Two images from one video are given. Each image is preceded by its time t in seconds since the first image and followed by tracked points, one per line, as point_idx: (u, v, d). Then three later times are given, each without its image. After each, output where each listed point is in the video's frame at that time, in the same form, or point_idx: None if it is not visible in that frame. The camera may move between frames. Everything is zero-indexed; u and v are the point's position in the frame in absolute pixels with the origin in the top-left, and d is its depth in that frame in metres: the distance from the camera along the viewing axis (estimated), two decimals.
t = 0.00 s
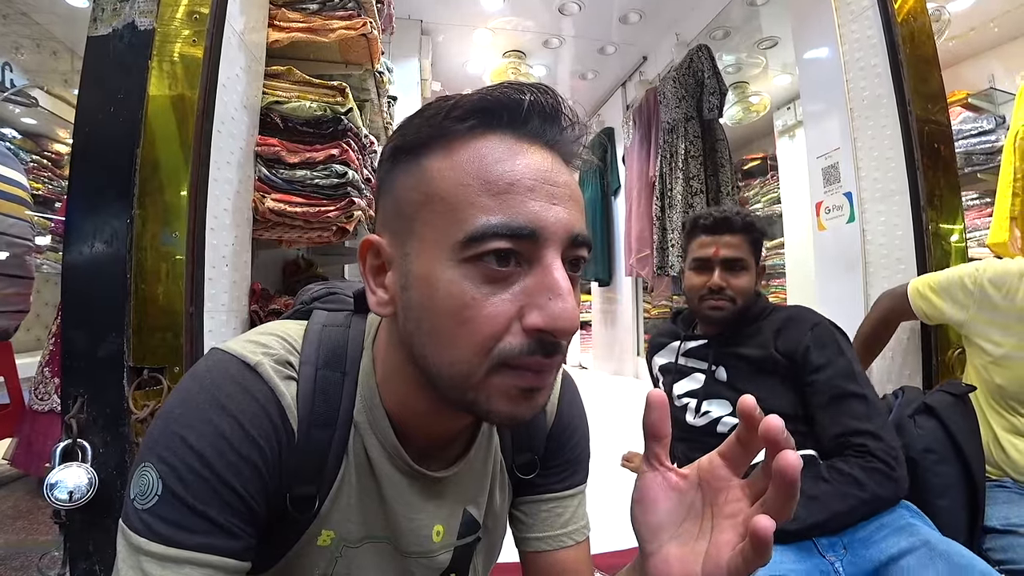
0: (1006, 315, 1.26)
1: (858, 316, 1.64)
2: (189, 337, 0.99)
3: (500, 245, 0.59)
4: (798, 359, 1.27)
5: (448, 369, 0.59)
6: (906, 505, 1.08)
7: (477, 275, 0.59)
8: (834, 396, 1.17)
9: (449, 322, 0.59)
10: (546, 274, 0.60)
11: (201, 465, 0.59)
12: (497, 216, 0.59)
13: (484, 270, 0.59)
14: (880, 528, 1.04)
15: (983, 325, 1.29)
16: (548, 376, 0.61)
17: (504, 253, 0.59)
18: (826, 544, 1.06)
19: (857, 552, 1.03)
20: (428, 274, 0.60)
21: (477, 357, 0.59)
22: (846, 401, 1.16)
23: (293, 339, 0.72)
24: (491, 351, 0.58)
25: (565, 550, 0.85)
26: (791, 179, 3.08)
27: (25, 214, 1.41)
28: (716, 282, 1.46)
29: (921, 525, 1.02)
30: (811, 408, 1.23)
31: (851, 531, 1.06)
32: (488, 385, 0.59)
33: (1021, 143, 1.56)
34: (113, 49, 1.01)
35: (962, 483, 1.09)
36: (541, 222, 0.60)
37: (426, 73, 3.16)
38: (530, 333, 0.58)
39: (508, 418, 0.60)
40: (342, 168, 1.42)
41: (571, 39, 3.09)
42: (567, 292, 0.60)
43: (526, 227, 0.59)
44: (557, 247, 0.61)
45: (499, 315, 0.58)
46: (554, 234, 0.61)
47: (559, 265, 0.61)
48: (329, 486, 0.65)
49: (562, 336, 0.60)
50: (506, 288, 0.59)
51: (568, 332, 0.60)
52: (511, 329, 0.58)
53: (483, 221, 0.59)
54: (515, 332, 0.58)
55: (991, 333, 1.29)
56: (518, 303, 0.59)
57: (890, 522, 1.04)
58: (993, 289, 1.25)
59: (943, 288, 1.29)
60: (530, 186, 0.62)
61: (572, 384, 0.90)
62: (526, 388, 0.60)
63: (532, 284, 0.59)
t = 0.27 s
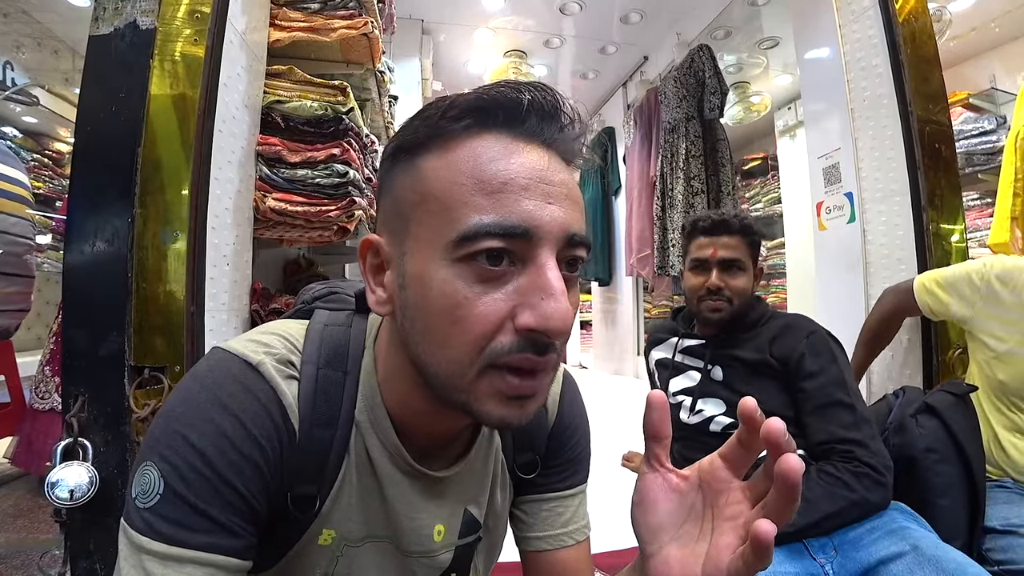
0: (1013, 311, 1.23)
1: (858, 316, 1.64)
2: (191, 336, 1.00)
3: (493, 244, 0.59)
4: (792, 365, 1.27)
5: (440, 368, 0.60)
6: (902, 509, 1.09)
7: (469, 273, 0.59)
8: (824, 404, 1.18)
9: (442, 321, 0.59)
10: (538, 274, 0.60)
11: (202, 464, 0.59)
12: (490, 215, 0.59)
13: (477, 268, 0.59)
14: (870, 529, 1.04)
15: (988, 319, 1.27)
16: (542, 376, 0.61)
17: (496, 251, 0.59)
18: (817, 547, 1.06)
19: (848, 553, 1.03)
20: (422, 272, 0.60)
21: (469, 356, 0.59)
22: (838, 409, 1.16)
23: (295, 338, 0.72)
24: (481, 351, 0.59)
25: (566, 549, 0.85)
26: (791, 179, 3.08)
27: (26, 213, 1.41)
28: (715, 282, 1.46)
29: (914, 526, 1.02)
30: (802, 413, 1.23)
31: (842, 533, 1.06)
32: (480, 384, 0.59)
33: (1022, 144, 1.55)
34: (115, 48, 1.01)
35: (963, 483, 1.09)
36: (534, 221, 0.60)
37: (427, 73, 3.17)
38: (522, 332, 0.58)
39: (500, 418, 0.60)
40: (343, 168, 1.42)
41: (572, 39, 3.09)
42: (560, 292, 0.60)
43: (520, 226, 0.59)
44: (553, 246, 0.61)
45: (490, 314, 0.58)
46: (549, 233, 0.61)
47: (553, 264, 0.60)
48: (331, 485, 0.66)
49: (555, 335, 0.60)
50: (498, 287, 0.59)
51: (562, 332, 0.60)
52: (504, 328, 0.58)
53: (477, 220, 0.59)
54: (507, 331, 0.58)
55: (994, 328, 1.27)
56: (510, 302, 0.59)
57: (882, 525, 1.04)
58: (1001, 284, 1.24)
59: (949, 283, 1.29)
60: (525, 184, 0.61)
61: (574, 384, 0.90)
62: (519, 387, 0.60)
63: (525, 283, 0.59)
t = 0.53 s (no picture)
0: None
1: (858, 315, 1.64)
2: (190, 335, 1.00)
3: (482, 241, 0.59)
4: (795, 366, 1.26)
5: (430, 366, 0.60)
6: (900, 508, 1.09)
7: (458, 271, 0.59)
8: (828, 409, 1.18)
9: (431, 320, 0.59)
10: (528, 272, 0.60)
11: (202, 463, 0.59)
12: (479, 212, 0.59)
13: (466, 267, 0.59)
14: (871, 529, 1.04)
15: (995, 307, 1.25)
16: (534, 375, 0.61)
17: (486, 249, 0.59)
18: (817, 547, 1.06)
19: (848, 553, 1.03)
20: (413, 270, 0.61)
21: (459, 355, 0.59)
22: (839, 410, 1.16)
23: (294, 337, 0.72)
24: (470, 349, 0.59)
25: (566, 549, 0.85)
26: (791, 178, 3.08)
27: (25, 212, 1.41)
28: (703, 279, 1.50)
29: (914, 526, 1.03)
30: (805, 415, 1.23)
31: (841, 532, 1.06)
32: (470, 383, 0.59)
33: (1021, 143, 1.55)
34: (114, 47, 1.01)
35: (962, 482, 1.09)
36: (523, 217, 0.60)
37: (427, 72, 3.16)
38: (512, 331, 0.58)
39: (491, 417, 0.60)
40: (342, 167, 1.42)
41: (571, 38, 3.09)
42: (549, 290, 0.59)
43: (507, 223, 0.59)
44: (543, 243, 0.61)
45: (478, 312, 0.58)
46: (539, 229, 0.60)
47: (543, 261, 0.60)
48: (331, 484, 0.66)
49: (546, 334, 0.59)
50: (488, 284, 0.59)
51: (553, 330, 0.60)
52: (493, 327, 0.58)
53: (464, 217, 0.59)
54: (497, 330, 0.58)
55: (1002, 317, 1.24)
56: (500, 300, 0.59)
57: (884, 525, 1.04)
58: (1015, 272, 1.21)
59: (963, 267, 1.26)
60: (513, 181, 0.61)
61: (573, 383, 0.91)
62: (510, 387, 0.60)
63: (514, 281, 0.59)
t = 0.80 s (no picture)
0: None
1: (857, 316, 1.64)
2: (190, 335, 1.00)
3: (476, 240, 0.59)
4: (794, 367, 1.26)
5: (426, 365, 0.60)
6: (898, 507, 1.10)
7: (453, 270, 0.59)
8: (829, 412, 1.18)
9: (426, 319, 0.59)
10: (522, 270, 0.59)
11: (202, 463, 0.59)
12: (473, 211, 0.59)
13: (460, 265, 0.59)
14: (870, 528, 1.04)
15: (999, 302, 1.24)
16: (530, 375, 0.61)
17: (480, 248, 0.59)
18: (815, 547, 1.05)
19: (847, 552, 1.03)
20: (409, 269, 0.61)
21: (454, 355, 0.59)
22: (839, 411, 1.16)
23: (295, 337, 0.72)
24: (465, 347, 0.59)
25: (565, 548, 0.86)
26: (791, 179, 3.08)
27: (26, 211, 1.41)
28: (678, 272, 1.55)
29: (912, 525, 1.03)
30: (805, 415, 1.23)
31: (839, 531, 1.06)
32: (465, 382, 0.59)
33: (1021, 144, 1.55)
34: (114, 46, 1.01)
35: (963, 482, 1.09)
36: (516, 215, 0.60)
37: (427, 71, 3.16)
38: (507, 330, 0.58)
39: (485, 416, 0.60)
40: (343, 167, 1.42)
41: (572, 38, 3.09)
42: (543, 288, 0.59)
43: (500, 221, 0.59)
44: (536, 241, 0.60)
45: (473, 311, 0.58)
46: (532, 227, 0.60)
47: (536, 260, 0.60)
48: (331, 483, 0.66)
49: (540, 333, 0.59)
50: (482, 283, 0.59)
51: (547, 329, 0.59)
52: (487, 326, 0.58)
53: (458, 216, 0.59)
54: (491, 329, 0.58)
55: (1006, 311, 1.24)
56: (494, 299, 0.59)
57: (881, 525, 1.04)
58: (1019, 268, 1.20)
59: (965, 260, 1.27)
60: (507, 179, 0.61)
61: (573, 383, 0.91)
62: (505, 386, 0.60)
63: (509, 279, 0.59)
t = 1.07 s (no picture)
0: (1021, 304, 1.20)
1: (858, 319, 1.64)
2: (192, 334, 0.99)
3: (455, 236, 0.60)
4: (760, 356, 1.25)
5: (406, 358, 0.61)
6: (899, 509, 1.10)
7: (434, 264, 0.60)
8: (782, 400, 1.12)
9: (408, 311, 0.61)
10: (498, 267, 0.60)
11: (205, 461, 0.59)
12: (455, 206, 0.60)
13: (441, 261, 0.60)
14: (872, 527, 1.05)
15: (993, 311, 1.25)
16: (508, 375, 0.60)
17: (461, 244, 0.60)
18: (812, 541, 1.07)
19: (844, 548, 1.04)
20: (399, 265, 0.63)
21: (430, 348, 0.59)
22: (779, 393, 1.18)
23: (298, 336, 0.72)
24: (441, 343, 0.59)
25: (565, 548, 0.86)
26: (792, 181, 3.08)
27: (27, 209, 1.41)
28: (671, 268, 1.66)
29: (914, 529, 1.04)
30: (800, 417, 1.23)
31: (839, 527, 1.07)
32: (441, 377, 0.59)
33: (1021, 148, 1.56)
34: (117, 45, 1.01)
35: (964, 486, 1.09)
36: (496, 212, 0.60)
37: (428, 72, 3.17)
38: (481, 327, 0.58)
39: (459, 414, 0.60)
40: (344, 167, 1.42)
41: (573, 39, 3.09)
42: (513, 286, 0.59)
43: (479, 217, 0.60)
44: (515, 238, 0.61)
45: (450, 305, 0.59)
46: (512, 224, 0.61)
47: (512, 259, 0.60)
48: (334, 483, 0.66)
49: (514, 331, 0.58)
50: (461, 278, 0.60)
51: (521, 327, 0.59)
52: (463, 321, 0.59)
53: (439, 212, 0.61)
54: (466, 324, 0.59)
55: (999, 320, 1.24)
56: (470, 294, 0.59)
57: (883, 525, 1.05)
58: (1013, 276, 1.21)
59: (959, 268, 1.27)
60: (489, 175, 0.62)
61: (573, 384, 0.91)
62: (480, 385, 0.59)
63: (486, 276, 0.60)
